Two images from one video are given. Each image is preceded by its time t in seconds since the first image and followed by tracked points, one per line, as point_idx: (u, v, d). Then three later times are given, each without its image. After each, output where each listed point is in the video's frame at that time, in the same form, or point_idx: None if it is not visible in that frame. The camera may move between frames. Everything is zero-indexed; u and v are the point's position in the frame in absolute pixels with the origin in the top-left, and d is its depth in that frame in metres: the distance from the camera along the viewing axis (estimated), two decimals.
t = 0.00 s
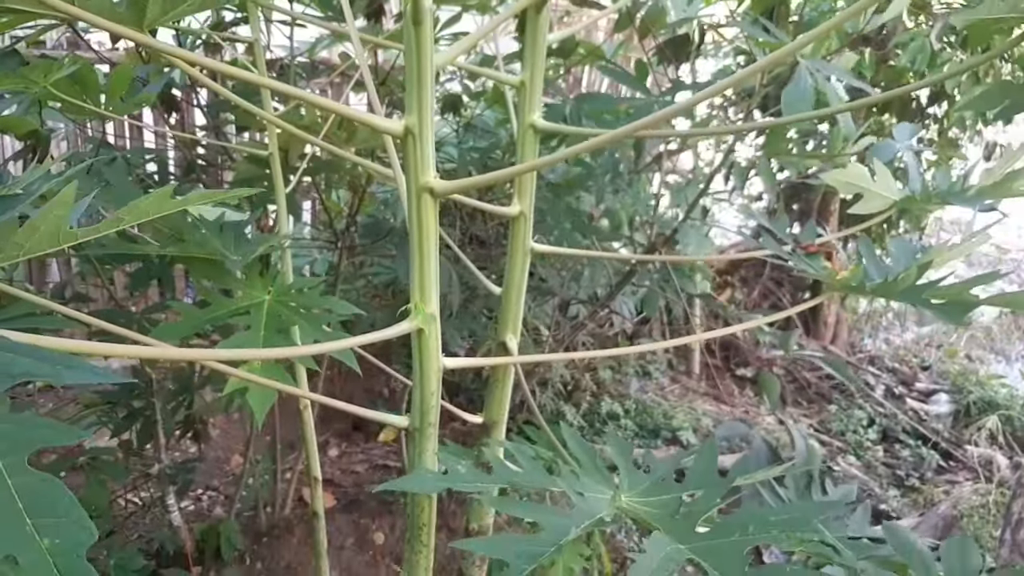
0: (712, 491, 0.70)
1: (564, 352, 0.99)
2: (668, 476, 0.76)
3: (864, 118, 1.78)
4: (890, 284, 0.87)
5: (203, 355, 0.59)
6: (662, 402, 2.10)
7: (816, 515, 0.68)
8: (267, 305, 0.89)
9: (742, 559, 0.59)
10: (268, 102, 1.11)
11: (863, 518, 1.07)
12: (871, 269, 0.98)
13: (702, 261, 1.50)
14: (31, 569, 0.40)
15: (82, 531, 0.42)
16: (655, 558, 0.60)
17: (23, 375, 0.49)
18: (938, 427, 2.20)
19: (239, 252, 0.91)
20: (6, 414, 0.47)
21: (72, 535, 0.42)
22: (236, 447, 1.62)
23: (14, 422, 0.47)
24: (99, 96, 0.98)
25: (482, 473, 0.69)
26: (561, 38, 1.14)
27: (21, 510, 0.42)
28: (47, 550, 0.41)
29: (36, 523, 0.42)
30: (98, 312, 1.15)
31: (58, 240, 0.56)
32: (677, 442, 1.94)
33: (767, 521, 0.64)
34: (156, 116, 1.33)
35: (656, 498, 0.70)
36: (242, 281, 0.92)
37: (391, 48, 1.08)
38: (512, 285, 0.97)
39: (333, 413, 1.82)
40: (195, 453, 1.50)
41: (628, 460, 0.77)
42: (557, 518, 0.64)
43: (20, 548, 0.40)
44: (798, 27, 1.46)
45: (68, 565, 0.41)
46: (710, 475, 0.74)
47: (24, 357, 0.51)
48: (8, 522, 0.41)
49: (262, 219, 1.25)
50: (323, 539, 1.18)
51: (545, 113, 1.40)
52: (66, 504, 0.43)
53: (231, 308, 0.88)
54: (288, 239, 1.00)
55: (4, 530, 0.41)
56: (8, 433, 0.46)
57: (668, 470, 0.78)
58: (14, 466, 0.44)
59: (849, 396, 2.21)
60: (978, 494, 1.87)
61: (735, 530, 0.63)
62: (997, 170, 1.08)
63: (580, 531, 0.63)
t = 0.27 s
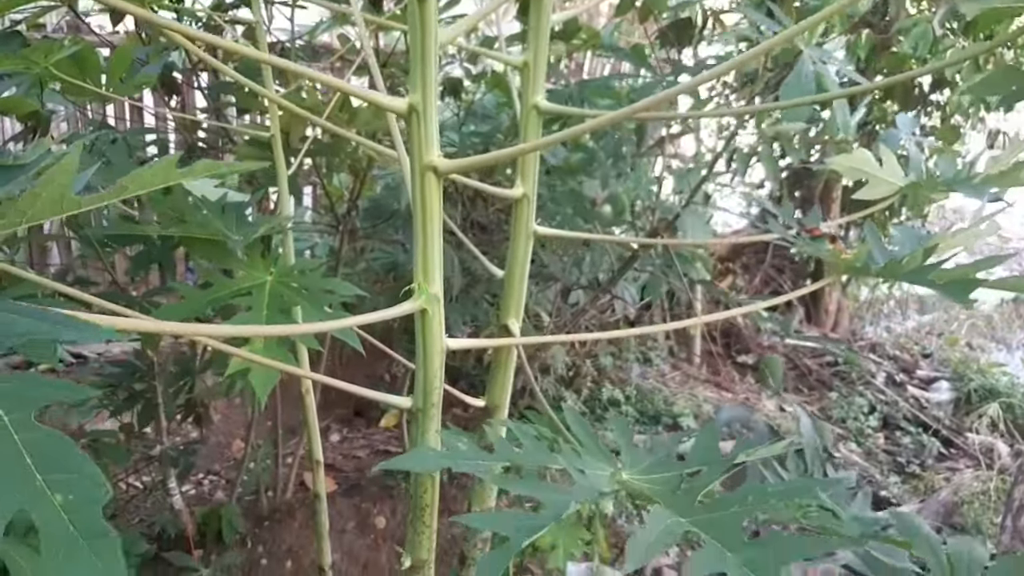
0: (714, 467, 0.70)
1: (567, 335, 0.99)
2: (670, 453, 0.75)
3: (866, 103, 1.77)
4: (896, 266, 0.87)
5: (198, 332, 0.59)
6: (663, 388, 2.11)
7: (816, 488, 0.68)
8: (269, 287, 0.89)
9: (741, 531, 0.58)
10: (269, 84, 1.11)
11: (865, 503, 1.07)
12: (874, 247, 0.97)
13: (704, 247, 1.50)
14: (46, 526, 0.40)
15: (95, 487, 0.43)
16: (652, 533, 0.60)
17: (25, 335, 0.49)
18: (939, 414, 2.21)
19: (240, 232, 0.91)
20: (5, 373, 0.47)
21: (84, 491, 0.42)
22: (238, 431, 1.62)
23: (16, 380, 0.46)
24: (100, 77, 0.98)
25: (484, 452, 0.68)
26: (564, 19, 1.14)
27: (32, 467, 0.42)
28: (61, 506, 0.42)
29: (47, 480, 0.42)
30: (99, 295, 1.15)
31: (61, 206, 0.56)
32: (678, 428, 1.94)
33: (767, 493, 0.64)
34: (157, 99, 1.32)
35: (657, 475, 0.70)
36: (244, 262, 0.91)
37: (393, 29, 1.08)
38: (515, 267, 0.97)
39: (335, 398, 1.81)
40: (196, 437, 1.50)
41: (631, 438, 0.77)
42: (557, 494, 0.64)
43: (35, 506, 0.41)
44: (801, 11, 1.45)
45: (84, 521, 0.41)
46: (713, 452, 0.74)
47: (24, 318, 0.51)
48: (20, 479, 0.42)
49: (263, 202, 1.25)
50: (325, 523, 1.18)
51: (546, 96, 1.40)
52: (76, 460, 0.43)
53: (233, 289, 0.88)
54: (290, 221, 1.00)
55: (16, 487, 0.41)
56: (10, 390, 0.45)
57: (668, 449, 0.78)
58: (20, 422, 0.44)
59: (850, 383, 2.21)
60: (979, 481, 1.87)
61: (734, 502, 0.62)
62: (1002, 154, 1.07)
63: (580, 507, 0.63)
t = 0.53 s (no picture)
0: (712, 436, 0.68)
1: (570, 315, 0.98)
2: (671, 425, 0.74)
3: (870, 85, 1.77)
4: (903, 247, 0.87)
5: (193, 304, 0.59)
6: (664, 371, 2.11)
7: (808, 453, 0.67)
8: (271, 265, 0.89)
9: (737, 485, 0.55)
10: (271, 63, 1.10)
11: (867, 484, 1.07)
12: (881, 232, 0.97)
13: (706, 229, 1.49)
14: (59, 486, 0.40)
15: (107, 446, 0.42)
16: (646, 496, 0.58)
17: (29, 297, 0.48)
18: (940, 398, 2.21)
19: (242, 211, 0.91)
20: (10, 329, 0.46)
21: (96, 451, 0.42)
22: (240, 412, 1.63)
23: (22, 339, 0.45)
24: (100, 54, 0.97)
25: (482, 427, 0.68)
26: None
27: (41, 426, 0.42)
28: (72, 466, 0.41)
29: (58, 439, 0.42)
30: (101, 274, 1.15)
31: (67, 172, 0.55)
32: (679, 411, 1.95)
33: (766, 457, 0.62)
34: (158, 78, 1.32)
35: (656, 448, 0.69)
36: (246, 240, 0.91)
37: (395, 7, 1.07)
38: (518, 247, 0.96)
39: (336, 380, 1.82)
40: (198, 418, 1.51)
41: (632, 414, 0.76)
42: (556, 466, 0.64)
43: (47, 467, 0.41)
44: None
45: (96, 480, 0.41)
46: (719, 425, 0.71)
47: (29, 279, 0.50)
48: (30, 440, 0.41)
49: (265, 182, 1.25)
50: (328, 502, 1.18)
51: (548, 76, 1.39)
52: (87, 418, 0.43)
53: (235, 267, 0.88)
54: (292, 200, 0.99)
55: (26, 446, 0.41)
56: (16, 348, 0.45)
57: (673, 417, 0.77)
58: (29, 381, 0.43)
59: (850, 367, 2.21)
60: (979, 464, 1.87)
61: (731, 463, 0.60)
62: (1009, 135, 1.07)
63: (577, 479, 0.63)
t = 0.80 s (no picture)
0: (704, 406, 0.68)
1: (573, 291, 0.99)
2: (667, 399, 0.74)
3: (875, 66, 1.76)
4: (908, 222, 0.86)
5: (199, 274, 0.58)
6: (666, 354, 2.11)
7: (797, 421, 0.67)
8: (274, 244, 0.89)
9: (717, 442, 0.54)
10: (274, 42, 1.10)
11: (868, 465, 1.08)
12: (888, 205, 0.96)
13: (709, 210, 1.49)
14: (35, 453, 0.41)
15: (86, 418, 0.43)
16: (622, 455, 0.57)
17: (16, 265, 0.47)
18: (942, 381, 2.21)
19: (245, 189, 0.91)
20: None
21: (75, 421, 0.42)
22: (243, 393, 1.63)
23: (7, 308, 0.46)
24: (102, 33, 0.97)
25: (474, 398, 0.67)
26: None
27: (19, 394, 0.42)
28: (49, 435, 0.42)
29: (35, 408, 0.42)
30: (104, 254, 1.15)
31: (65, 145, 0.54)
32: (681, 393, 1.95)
33: (753, 417, 0.61)
34: (159, 57, 1.31)
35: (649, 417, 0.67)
36: (249, 219, 0.91)
37: None
38: (522, 226, 0.96)
39: (339, 361, 1.82)
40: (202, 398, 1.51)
41: (629, 388, 0.75)
42: (544, 436, 0.63)
43: (24, 433, 0.41)
44: None
45: (71, 450, 0.42)
46: (709, 391, 0.74)
47: (18, 248, 0.50)
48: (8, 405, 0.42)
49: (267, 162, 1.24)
50: (331, 481, 1.18)
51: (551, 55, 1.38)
52: (66, 389, 0.43)
53: (239, 246, 0.88)
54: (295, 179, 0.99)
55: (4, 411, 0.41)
56: None
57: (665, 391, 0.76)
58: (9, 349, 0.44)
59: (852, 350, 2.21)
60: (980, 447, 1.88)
61: (713, 425, 0.59)
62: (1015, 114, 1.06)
63: (563, 444, 0.63)
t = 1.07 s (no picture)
0: (711, 384, 0.67)
1: (578, 270, 0.99)
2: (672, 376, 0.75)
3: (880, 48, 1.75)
4: (915, 198, 0.86)
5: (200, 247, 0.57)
6: (669, 336, 2.11)
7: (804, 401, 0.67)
8: (279, 221, 0.89)
9: (726, 439, 0.55)
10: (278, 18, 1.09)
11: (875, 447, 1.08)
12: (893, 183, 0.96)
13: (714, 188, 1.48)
14: (49, 408, 0.40)
15: (101, 373, 0.43)
16: (630, 452, 0.58)
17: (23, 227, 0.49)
18: (944, 364, 2.21)
19: (249, 164, 0.90)
20: (8, 255, 0.47)
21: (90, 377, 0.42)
22: (247, 373, 1.64)
23: (19, 266, 0.47)
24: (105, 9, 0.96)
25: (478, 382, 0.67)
26: None
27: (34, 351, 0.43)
28: (64, 391, 0.41)
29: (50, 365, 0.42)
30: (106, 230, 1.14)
31: (69, 104, 0.54)
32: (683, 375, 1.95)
33: (760, 406, 0.61)
34: (162, 34, 1.30)
35: (654, 399, 0.67)
36: (253, 195, 0.91)
37: None
38: (527, 205, 0.96)
39: (341, 343, 1.83)
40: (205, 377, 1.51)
41: (632, 368, 0.75)
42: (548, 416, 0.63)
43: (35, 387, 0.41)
44: None
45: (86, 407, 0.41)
46: (716, 363, 0.75)
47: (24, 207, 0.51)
48: (21, 362, 0.42)
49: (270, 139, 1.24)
50: (335, 460, 1.18)
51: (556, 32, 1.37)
52: (80, 347, 0.43)
53: (243, 222, 0.88)
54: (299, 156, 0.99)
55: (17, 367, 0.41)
56: (10, 272, 0.46)
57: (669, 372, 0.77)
58: (25, 308, 0.44)
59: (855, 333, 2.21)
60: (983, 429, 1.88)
61: (722, 415, 0.59)
62: None
63: (570, 433, 0.63)
